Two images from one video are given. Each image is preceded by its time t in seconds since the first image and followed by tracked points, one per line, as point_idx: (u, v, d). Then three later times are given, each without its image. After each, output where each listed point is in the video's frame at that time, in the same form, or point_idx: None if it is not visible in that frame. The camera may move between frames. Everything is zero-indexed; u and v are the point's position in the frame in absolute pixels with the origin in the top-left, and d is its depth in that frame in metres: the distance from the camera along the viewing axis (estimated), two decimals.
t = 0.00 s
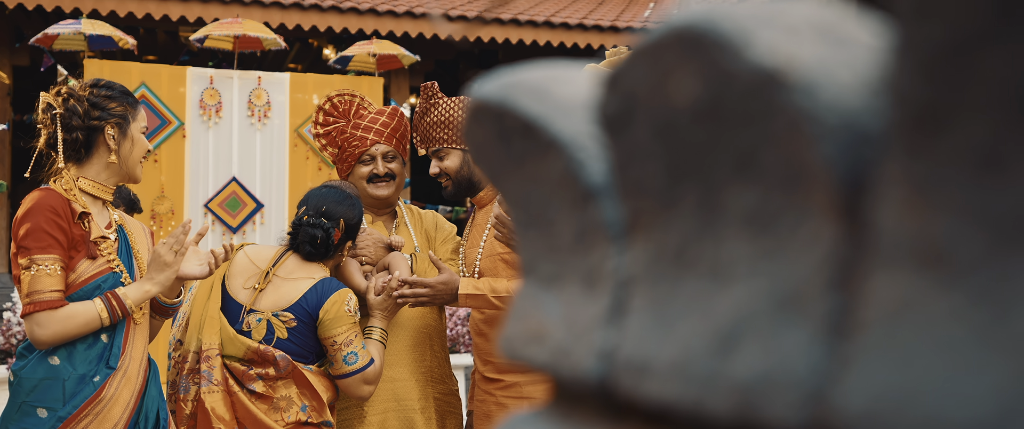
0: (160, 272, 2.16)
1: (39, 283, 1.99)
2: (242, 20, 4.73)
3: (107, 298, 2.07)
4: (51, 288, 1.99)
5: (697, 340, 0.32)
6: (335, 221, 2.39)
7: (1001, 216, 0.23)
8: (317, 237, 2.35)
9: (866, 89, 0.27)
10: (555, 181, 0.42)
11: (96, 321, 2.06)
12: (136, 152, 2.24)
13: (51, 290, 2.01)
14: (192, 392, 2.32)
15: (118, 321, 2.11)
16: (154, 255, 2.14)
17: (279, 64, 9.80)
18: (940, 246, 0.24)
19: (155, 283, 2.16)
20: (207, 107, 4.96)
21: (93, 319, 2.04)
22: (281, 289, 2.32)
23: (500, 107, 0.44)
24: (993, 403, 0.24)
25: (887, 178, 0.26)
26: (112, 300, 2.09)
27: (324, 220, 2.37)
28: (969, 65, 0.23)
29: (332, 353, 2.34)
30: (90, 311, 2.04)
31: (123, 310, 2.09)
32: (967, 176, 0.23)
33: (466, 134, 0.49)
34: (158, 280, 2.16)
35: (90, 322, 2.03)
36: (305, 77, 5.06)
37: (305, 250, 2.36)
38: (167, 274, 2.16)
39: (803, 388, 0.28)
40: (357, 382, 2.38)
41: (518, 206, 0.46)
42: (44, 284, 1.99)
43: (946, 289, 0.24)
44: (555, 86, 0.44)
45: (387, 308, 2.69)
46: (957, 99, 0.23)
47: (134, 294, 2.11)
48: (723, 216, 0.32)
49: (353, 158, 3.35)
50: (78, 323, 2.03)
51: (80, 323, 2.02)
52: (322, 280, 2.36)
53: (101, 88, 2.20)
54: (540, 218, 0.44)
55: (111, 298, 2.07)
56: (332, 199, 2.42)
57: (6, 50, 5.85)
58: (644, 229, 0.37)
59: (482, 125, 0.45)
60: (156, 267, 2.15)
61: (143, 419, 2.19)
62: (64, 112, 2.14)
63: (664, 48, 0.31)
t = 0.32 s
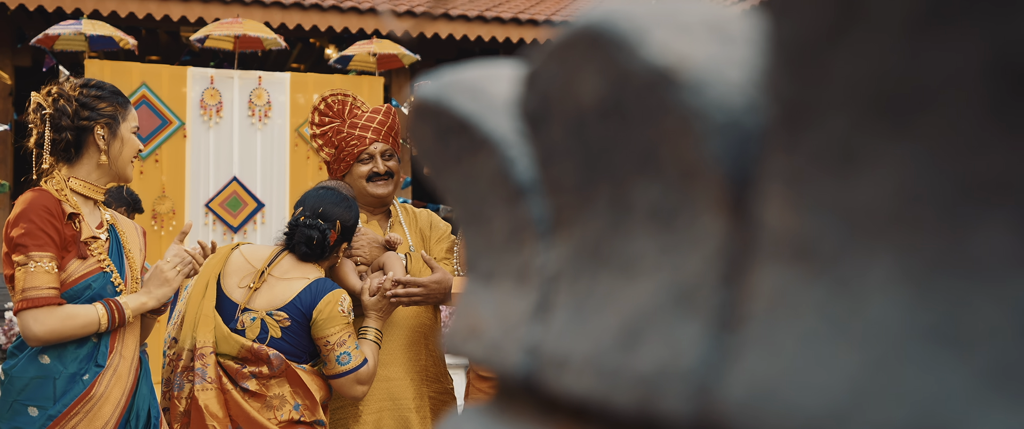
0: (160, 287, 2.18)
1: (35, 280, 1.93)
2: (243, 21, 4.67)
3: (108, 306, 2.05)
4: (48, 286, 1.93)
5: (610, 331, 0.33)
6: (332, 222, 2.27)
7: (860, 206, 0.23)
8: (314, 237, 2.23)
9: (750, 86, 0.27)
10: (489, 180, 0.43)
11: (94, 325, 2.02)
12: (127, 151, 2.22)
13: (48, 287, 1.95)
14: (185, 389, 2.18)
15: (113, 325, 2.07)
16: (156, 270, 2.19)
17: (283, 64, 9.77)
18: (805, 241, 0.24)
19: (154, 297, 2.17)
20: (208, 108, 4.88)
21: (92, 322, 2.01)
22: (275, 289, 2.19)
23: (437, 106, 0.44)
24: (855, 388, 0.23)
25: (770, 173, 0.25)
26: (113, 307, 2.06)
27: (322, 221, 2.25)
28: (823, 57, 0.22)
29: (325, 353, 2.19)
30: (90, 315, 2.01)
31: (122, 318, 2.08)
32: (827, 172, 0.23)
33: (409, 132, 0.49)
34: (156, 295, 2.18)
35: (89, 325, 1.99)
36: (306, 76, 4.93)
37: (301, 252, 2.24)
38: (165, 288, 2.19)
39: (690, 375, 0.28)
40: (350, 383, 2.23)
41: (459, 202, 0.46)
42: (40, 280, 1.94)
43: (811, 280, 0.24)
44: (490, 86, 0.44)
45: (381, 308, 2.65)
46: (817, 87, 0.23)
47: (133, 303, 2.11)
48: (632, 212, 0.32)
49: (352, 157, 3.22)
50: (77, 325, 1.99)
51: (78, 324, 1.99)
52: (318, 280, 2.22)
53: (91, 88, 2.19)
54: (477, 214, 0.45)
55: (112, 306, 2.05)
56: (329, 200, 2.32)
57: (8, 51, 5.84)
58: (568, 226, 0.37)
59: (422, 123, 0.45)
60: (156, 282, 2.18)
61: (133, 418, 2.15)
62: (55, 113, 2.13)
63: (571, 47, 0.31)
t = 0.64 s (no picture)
0: (140, 272, 2.03)
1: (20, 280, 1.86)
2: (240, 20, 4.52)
3: (89, 296, 1.96)
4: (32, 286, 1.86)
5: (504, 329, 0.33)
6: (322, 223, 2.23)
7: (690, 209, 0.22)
8: (304, 237, 2.19)
9: (618, 86, 0.28)
10: (412, 180, 0.43)
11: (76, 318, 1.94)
12: (114, 150, 2.17)
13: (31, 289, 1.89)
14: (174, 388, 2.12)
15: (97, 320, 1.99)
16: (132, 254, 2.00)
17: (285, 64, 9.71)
18: (658, 247, 0.23)
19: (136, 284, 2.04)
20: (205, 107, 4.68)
21: (75, 317, 1.92)
22: (266, 289, 2.13)
23: (363, 106, 0.44)
24: (671, 400, 0.21)
25: (636, 175, 0.25)
26: (94, 297, 1.97)
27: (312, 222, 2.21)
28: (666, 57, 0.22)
29: (313, 354, 2.13)
30: (72, 309, 1.92)
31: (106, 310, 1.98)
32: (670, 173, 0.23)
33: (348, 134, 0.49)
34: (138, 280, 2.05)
35: (71, 320, 1.91)
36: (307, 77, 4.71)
37: (291, 253, 2.20)
38: (146, 274, 2.03)
39: (566, 372, 0.28)
40: (337, 384, 2.17)
41: (390, 202, 0.46)
42: (25, 282, 1.87)
43: (655, 290, 0.23)
44: (417, 86, 0.44)
45: (370, 309, 2.62)
46: (660, 92, 0.23)
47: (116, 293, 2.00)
48: (526, 210, 0.32)
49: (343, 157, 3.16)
50: (59, 321, 1.91)
51: (61, 321, 1.90)
52: (307, 280, 2.16)
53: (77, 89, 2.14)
54: (404, 215, 0.45)
55: (94, 296, 1.96)
56: (320, 200, 2.30)
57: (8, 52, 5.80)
58: (479, 222, 0.37)
59: (355, 121, 0.45)
60: (135, 267, 2.02)
61: (122, 417, 2.10)
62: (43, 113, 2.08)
63: (465, 48, 0.32)
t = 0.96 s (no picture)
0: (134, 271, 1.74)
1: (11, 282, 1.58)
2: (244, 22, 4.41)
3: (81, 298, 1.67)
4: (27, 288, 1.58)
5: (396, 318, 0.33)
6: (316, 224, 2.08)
7: (543, 207, 0.22)
8: (296, 240, 2.02)
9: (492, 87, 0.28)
10: (336, 181, 0.42)
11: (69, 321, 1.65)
12: (108, 154, 1.89)
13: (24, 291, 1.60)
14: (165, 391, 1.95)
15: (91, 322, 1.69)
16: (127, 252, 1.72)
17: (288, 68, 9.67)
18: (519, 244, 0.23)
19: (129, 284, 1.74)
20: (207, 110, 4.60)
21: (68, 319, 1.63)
22: (256, 292, 1.96)
23: (290, 106, 0.43)
24: (515, 393, 0.21)
25: (509, 177, 0.25)
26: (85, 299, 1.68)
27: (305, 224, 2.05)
28: (516, 54, 0.22)
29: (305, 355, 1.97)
30: (65, 310, 1.64)
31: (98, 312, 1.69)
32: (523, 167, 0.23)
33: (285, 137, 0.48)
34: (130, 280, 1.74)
35: (65, 322, 1.62)
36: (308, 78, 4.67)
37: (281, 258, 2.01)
38: (140, 273, 1.74)
39: (447, 372, 0.28)
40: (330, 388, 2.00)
41: (323, 202, 0.46)
42: (18, 283, 1.58)
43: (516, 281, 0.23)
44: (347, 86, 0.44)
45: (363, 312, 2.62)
46: (516, 88, 0.23)
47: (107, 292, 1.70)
48: (422, 210, 0.33)
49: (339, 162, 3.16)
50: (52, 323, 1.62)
51: (55, 323, 1.62)
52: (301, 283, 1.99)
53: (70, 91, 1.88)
54: (335, 217, 0.45)
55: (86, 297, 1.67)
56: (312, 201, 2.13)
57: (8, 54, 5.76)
58: (390, 223, 0.37)
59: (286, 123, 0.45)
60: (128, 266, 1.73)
61: (112, 419, 1.77)
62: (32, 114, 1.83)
63: (361, 47, 0.31)
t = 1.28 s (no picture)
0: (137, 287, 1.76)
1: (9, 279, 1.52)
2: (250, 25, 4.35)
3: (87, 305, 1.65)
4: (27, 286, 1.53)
5: (288, 310, 0.32)
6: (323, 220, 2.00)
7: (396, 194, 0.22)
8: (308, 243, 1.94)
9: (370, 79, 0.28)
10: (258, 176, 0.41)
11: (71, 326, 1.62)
12: (102, 154, 1.88)
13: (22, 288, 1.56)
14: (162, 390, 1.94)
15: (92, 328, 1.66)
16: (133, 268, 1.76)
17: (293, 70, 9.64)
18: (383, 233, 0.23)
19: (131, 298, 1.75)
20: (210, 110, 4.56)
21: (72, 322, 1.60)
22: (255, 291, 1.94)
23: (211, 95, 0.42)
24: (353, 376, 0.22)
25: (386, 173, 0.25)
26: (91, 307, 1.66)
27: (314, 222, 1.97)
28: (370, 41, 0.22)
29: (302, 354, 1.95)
30: (68, 313, 1.61)
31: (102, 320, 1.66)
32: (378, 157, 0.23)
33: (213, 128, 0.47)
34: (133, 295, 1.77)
35: (67, 325, 1.59)
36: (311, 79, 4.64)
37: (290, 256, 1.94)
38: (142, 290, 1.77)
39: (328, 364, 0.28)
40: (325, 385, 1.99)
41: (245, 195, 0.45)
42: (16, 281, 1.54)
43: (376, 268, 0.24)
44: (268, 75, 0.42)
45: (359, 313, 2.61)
46: (378, 82, 0.22)
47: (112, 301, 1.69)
48: (321, 204, 0.33)
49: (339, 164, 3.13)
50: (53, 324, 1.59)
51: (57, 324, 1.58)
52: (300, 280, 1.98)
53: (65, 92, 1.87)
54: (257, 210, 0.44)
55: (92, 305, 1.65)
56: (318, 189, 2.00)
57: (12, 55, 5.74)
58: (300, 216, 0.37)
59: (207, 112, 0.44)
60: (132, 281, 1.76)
61: (107, 419, 1.74)
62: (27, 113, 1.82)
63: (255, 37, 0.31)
